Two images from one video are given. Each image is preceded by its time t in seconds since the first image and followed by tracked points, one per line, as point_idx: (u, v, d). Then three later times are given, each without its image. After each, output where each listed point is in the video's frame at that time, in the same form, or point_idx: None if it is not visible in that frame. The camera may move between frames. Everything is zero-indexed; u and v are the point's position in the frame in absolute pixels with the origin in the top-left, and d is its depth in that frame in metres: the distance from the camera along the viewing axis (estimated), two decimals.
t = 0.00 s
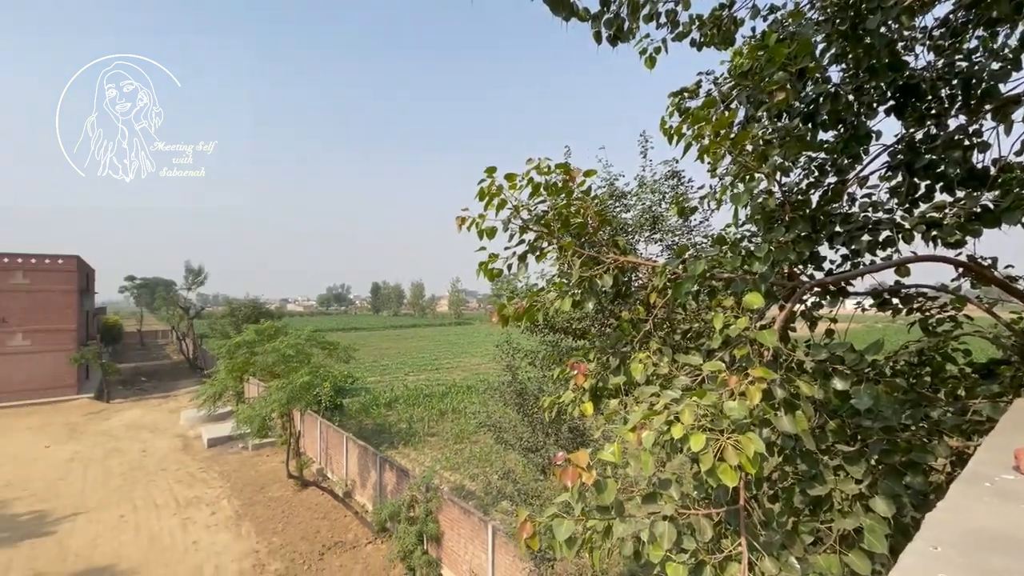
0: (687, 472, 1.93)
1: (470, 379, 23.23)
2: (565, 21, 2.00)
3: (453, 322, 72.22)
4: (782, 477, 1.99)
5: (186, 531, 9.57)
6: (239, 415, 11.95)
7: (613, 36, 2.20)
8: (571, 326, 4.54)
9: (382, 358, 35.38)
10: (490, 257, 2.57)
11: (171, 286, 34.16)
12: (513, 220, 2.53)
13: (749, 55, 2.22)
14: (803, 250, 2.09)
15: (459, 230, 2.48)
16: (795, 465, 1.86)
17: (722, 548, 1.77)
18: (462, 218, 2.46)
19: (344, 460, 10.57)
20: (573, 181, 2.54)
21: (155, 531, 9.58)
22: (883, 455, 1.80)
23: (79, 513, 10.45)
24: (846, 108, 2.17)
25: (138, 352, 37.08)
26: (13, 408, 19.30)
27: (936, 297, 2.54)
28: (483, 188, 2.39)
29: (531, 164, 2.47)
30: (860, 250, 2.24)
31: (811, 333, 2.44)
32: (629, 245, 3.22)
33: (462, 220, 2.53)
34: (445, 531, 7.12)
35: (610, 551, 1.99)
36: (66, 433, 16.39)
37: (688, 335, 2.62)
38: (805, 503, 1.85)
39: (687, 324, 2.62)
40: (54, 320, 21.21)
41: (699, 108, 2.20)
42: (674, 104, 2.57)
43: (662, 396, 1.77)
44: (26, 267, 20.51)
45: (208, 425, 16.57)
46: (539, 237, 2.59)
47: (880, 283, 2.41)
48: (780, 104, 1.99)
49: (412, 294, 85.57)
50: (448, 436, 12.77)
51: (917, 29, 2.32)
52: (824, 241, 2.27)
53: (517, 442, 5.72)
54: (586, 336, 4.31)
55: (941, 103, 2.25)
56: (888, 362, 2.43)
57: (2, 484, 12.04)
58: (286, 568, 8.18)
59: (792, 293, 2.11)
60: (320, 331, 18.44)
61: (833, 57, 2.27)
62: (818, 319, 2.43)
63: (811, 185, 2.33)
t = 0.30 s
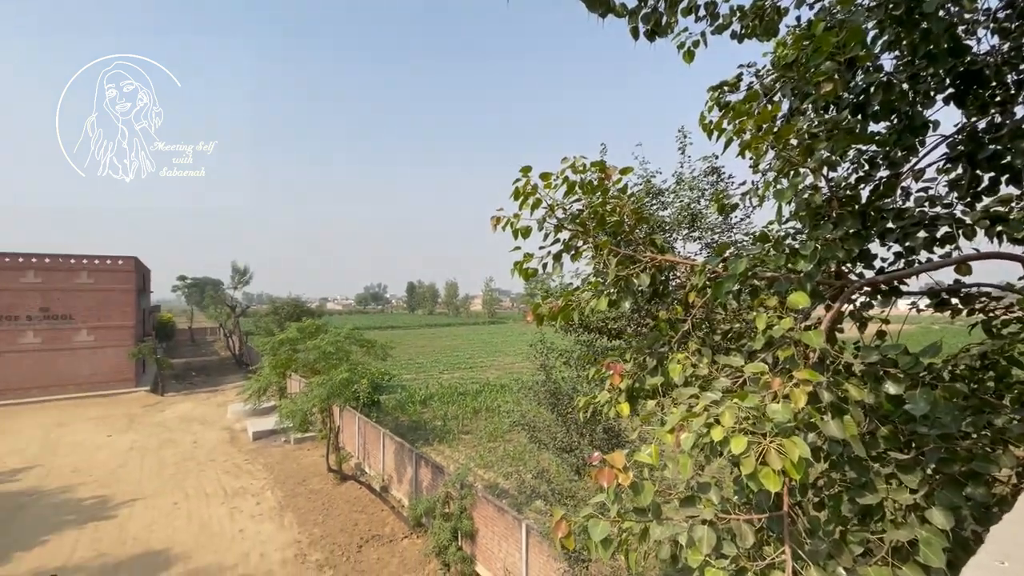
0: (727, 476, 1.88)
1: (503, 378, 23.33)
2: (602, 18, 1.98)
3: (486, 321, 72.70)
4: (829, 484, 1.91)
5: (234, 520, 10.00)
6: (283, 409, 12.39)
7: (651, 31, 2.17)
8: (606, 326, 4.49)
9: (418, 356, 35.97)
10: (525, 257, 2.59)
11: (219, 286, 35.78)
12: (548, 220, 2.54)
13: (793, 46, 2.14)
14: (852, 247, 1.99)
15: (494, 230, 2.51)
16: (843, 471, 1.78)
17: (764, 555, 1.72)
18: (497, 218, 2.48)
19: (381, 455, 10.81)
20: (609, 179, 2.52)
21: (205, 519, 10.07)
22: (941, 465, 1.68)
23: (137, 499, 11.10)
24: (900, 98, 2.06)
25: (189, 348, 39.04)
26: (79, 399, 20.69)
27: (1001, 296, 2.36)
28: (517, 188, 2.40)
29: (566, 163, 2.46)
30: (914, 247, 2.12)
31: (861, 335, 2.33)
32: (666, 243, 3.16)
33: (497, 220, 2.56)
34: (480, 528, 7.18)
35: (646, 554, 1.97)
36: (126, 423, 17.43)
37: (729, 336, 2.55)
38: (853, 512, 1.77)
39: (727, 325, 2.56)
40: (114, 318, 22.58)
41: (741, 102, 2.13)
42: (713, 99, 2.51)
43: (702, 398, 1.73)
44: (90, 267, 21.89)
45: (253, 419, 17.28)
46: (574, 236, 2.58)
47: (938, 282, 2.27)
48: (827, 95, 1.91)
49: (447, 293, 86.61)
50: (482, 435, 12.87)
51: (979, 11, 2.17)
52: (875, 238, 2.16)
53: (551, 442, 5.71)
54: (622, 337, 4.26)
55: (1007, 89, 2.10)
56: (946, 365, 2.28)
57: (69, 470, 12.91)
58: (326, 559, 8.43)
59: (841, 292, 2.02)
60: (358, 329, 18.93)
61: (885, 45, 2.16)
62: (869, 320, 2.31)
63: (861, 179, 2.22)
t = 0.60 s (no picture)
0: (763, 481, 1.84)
1: (532, 378, 23.35)
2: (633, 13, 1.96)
3: (515, 320, 72.86)
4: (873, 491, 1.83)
5: (270, 511, 10.35)
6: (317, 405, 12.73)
7: (683, 26, 2.13)
8: (637, 325, 4.43)
9: (447, 355, 36.36)
10: (555, 256, 2.61)
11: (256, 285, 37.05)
12: (578, 218, 2.53)
13: (834, 35, 2.06)
14: (897, 244, 1.90)
15: (524, 229, 2.52)
16: (888, 478, 1.71)
17: (802, 563, 1.68)
18: (527, 217, 2.49)
19: (411, 451, 10.98)
20: (641, 177, 2.48)
21: (244, 509, 10.46)
22: (994, 474, 1.55)
23: (182, 488, 11.62)
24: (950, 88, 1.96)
25: (229, 345, 40.56)
26: (128, 393, 21.79)
27: None
28: (547, 186, 2.40)
29: (596, 161, 2.45)
30: (966, 244, 2.01)
31: (908, 336, 2.22)
32: (698, 240, 3.10)
33: (527, 218, 2.57)
34: (508, 526, 7.21)
35: (678, 557, 1.95)
36: (171, 416, 18.27)
37: (765, 336, 2.49)
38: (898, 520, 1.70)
39: (764, 325, 2.49)
40: (160, 315, 23.67)
41: (778, 95, 2.07)
42: (748, 93, 2.44)
43: (737, 400, 1.69)
44: (138, 267, 23.01)
45: (289, 414, 17.83)
46: (604, 234, 2.57)
47: (991, 280, 2.15)
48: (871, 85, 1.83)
49: (475, 292, 87.19)
50: (511, 433, 12.93)
51: None
52: (922, 235, 2.06)
53: (580, 442, 5.68)
54: (653, 337, 4.19)
55: None
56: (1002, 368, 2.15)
57: (120, 460, 13.62)
58: (358, 552, 8.63)
59: (885, 292, 1.94)
60: (389, 328, 19.28)
61: (935, 30, 2.05)
62: (916, 320, 2.20)
63: (908, 173, 2.12)
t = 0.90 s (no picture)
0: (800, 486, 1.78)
1: (560, 377, 23.26)
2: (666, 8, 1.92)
3: (542, 319, 72.72)
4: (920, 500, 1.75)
5: (305, 504, 10.64)
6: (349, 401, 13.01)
7: (717, 18, 2.08)
8: (667, 324, 4.36)
9: (475, 354, 36.58)
10: (584, 255, 2.59)
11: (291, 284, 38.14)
12: (608, 217, 2.51)
13: (878, 23, 1.97)
14: (947, 241, 1.80)
15: (553, 228, 2.52)
16: (936, 486, 1.63)
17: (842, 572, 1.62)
18: (556, 216, 2.49)
19: (440, 448, 11.10)
20: (673, 173, 2.44)
21: (280, 502, 10.79)
22: None
23: (222, 480, 12.09)
24: (1006, 75, 1.85)
25: (266, 342, 41.93)
26: (172, 387, 22.80)
27: None
28: (577, 184, 2.38)
29: (626, 158, 2.42)
30: None
31: (958, 337, 2.11)
32: (732, 238, 3.03)
33: (555, 217, 2.56)
34: (536, 525, 7.21)
35: (711, 561, 1.90)
36: (212, 410, 19.01)
37: (803, 337, 2.41)
38: (947, 531, 1.62)
39: (801, 325, 2.41)
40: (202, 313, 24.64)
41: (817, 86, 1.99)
42: (784, 86, 2.37)
43: (773, 402, 1.64)
44: (181, 267, 24.03)
45: (322, 410, 18.29)
46: (634, 233, 2.53)
47: None
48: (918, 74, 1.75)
49: (503, 291, 87.42)
50: (539, 433, 12.92)
51: None
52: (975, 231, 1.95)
53: (609, 443, 5.63)
54: (685, 337, 4.12)
55: None
56: None
57: (165, 451, 14.26)
58: (388, 547, 8.79)
59: (934, 291, 1.84)
60: (418, 326, 19.54)
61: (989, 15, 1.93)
62: (968, 320, 2.08)
63: (959, 166, 2.01)
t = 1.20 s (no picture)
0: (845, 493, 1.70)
1: (593, 377, 23.07)
2: None
3: (574, 318, 72.22)
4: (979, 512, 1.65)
5: (342, 497, 10.94)
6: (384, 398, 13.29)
7: (759, 7, 2.02)
8: (705, 323, 4.26)
9: (507, 352, 36.69)
10: (618, 252, 2.56)
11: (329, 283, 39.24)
12: (643, 214, 2.48)
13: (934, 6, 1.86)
14: (1012, 237, 1.69)
15: (586, 225, 2.51)
16: (997, 498, 1.53)
17: None
18: (590, 214, 2.48)
19: (473, 446, 11.19)
20: (710, 169, 2.38)
21: (319, 494, 11.14)
22: None
23: (264, 471, 12.57)
24: None
25: (306, 339, 43.34)
26: (218, 381, 23.86)
27: None
28: (611, 182, 2.36)
29: (662, 154, 2.38)
30: None
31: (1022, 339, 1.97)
32: (773, 235, 2.93)
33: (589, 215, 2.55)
34: (569, 525, 7.18)
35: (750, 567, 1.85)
36: (255, 404, 19.78)
37: (849, 338, 2.31)
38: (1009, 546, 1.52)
39: (848, 326, 2.31)
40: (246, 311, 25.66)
41: (866, 76, 1.91)
42: (830, 76, 2.27)
43: (817, 405, 1.58)
44: (227, 267, 25.12)
45: (359, 406, 18.77)
46: (670, 230, 2.49)
47: None
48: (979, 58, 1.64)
49: (536, 289, 87.37)
50: (571, 433, 12.86)
51: None
52: None
53: (644, 444, 5.55)
54: (723, 337, 4.02)
55: None
56: None
57: (212, 442, 14.95)
58: (422, 541, 8.94)
59: (996, 290, 1.72)
60: (452, 324, 19.75)
61: None
62: None
63: None
